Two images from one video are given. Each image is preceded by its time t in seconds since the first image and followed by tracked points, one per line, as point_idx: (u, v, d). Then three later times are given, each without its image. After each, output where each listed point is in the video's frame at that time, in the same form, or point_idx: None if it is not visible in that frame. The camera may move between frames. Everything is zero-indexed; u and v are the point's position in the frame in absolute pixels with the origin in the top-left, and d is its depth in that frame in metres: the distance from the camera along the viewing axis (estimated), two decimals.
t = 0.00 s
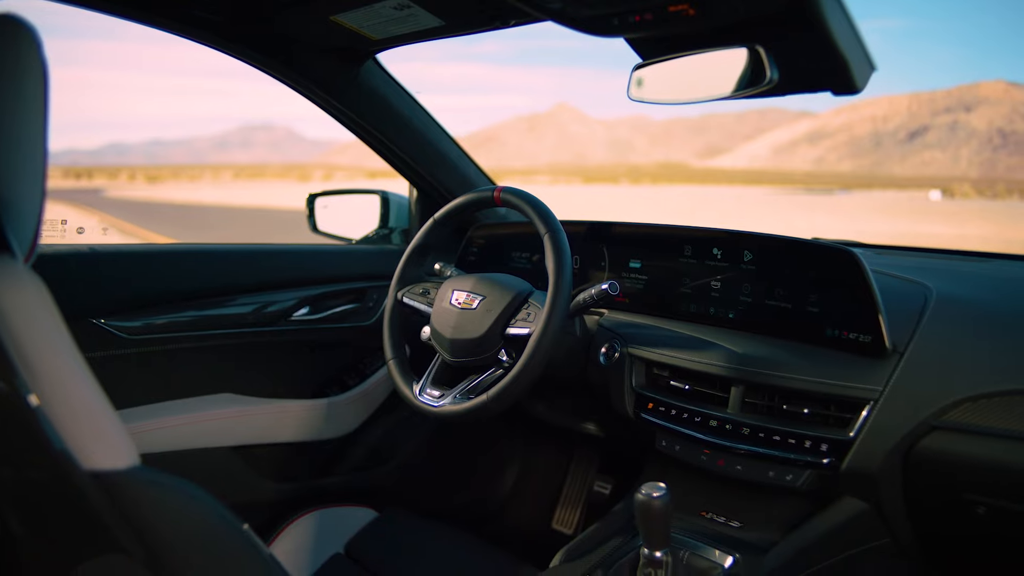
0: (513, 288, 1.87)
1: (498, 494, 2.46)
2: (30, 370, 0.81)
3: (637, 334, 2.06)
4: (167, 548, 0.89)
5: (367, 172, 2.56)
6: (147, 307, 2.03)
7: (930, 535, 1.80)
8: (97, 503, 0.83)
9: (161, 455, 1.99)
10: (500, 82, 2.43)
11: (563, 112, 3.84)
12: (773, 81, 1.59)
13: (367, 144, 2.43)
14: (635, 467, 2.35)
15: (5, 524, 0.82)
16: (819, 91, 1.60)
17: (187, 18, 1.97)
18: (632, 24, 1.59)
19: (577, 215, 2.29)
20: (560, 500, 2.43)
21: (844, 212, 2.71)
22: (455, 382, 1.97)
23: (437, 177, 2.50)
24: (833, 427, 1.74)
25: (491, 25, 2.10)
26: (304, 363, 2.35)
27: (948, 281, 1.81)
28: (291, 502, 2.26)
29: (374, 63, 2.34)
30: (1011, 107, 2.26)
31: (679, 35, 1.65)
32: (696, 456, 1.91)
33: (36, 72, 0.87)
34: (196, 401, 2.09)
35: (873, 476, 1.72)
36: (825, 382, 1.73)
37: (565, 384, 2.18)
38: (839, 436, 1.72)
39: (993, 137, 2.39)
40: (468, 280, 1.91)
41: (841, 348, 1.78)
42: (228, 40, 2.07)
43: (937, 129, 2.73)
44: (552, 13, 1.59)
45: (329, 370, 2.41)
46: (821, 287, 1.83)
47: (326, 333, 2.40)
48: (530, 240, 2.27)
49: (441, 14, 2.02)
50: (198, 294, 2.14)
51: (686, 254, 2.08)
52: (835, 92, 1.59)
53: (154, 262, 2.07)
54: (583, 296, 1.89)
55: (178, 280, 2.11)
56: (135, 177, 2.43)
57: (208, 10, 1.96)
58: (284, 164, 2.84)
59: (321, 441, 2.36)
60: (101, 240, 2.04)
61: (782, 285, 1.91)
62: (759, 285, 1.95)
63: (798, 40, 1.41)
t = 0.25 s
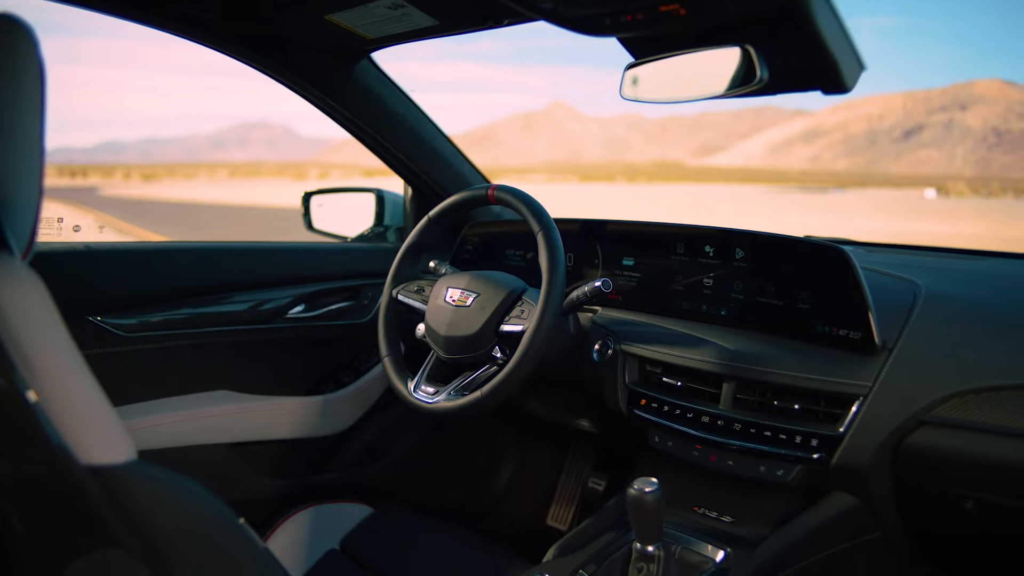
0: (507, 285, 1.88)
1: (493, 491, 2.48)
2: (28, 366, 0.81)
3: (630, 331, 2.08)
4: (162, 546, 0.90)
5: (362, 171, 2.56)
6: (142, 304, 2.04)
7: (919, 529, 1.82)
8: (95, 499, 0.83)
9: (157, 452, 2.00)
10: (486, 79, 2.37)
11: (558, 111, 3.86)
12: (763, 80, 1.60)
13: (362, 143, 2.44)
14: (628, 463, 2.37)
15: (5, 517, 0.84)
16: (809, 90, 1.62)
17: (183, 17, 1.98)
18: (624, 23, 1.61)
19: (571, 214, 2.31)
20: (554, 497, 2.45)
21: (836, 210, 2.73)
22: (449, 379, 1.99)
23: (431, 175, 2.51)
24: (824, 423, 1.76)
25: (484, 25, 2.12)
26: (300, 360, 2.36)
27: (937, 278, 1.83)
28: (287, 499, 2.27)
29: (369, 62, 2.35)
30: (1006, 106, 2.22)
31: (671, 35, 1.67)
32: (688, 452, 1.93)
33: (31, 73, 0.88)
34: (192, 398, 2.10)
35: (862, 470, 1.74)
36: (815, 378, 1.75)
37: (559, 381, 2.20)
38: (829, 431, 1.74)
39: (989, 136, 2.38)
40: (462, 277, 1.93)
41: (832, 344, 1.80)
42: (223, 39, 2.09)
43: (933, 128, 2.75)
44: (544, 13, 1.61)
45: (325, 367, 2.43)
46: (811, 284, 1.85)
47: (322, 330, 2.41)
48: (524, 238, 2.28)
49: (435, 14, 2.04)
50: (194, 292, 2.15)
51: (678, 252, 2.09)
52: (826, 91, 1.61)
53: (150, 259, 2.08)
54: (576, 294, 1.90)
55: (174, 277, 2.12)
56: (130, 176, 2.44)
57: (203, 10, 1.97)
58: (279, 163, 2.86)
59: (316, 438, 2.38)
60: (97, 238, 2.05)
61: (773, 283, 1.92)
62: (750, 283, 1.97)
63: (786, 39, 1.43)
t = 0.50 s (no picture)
0: (500, 283, 1.90)
1: (488, 487, 2.48)
2: (24, 361, 0.82)
3: (623, 328, 2.09)
4: (161, 539, 0.90)
5: (358, 169, 2.56)
6: (138, 302, 2.06)
7: (908, 523, 1.84)
8: (91, 490, 0.83)
9: (152, 448, 2.02)
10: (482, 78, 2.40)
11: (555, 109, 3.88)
12: (752, 80, 1.61)
13: (356, 141, 2.45)
14: (621, 460, 2.39)
15: (5, 517, 0.85)
16: (799, 89, 1.64)
17: (179, 16, 2.00)
18: (615, 23, 1.63)
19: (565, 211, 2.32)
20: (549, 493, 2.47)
21: (830, 208, 2.75)
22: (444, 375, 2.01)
23: (426, 173, 2.52)
24: (813, 419, 1.78)
25: (478, 24, 2.13)
26: (295, 358, 2.37)
27: (926, 275, 1.87)
28: (282, 495, 2.28)
29: (363, 61, 2.36)
30: (1001, 105, 2.34)
31: (662, 34, 1.69)
32: (680, 448, 1.95)
33: (25, 73, 0.89)
34: (187, 395, 2.11)
35: (852, 465, 1.76)
36: (805, 374, 1.77)
37: (552, 378, 2.21)
38: (819, 427, 1.76)
39: (982, 134, 2.46)
40: (456, 275, 1.94)
41: (822, 341, 1.82)
42: (218, 37, 2.10)
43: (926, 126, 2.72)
44: (537, 13, 1.62)
45: (320, 365, 2.44)
46: (801, 282, 1.87)
47: (317, 327, 2.42)
48: (518, 236, 2.30)
49: (429, 13, 2.05)
50: (189, 289, 2.17)
51: (671, 249, 2.10)
52: (815, 89, 1.62)
53: (145, 257, 2.10)
54: (569, 291, 1.92)
55: (169, 275, 2.13)
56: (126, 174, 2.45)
57: (198, 9, 1.98)
58: (275, 161, 2.87)
59: (312, 435, 2.39)
60: (93, 236, 2.07)
61: (764, 280, 1.94)
62: (742, 280, 1.98)
63: (775, 38, 1.45)
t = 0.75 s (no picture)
0: (494, 280, 1.91)
1: (483, 482, 2.50)
2: (22, 355, 0.81)
3: (616, 324, 2.11)
4: (159, 535, 0.88)
5: (353, 167, 2.58)
6: (134, 299, 2.07)
7: (898, 517, 1.87)
8: (88, 484, 0.82)
9: (148, 444, 2.03)
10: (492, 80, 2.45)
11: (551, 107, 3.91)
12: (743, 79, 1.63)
13: (351, 139, 2.46)
14: (615, 456, 2.41)
15: (4, 512, 0.86)
16: (790, 87, 1.65)
17: (174, 15, 2.01)
18: (607, 22, 1.65)
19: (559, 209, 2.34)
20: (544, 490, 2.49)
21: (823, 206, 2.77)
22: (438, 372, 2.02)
23: (420, 171, 2.54)
24: (804, 414, 1.80)
25: (472, 23, 2.15)
26: (291, 355, 2.39)
27: (916, 272, 1.89)
28: (278, 491, 2.30)
29: (358, 59, 2.37)
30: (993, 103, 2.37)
31: (653, 33, 1.70)
32: (672, 443, 1.97)
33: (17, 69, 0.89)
34: (182, 392, 2.12)
35: (842, 459, 1.78)
36: (796, 370, 1.79)
37: (545, 375, 2.23)
38: (809, 422, 1.78)
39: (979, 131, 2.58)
40: (451, 272, 1.96)
41: (813, 337, 1.84)
42: (213, 36, 2.11)
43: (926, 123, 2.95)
44: (530, 12, 1.64)
45: (315, 362, 2.45)
46: (792, 278, 1.89)
47: (313, 325, 2.43)
48: (512, 233, 2.31)
49: (423, 12, 2.06)
50: (185, 287, 2.18)
51: (663, 247, 2.12)
52: (806, 88, 1.64)
53: (141, 255, 2.11)
54: (563, 287, 1.93)
55: (165, 273, 2.14)
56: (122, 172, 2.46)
57: (194, 8, 2.00)
58: (271, 159, 2.88)
59: (307, 431, 2.41)
60: (89, 234, 2.08)
61: (755, 277, 1.96)
62: (733, 277, 2.00)
63: (764, 37, 1.47)
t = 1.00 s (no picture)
0: (488, 276, 1.93)
1: (477, 479, 2.53)
2: (20, 352, 0.81)
3: (609, 321, 2.13)
4: (157, 531, 0.86)
5: (349, 165, 2.59)
6: (129, 296, 2.08)
7: (886, 511, 1.89)
8: (86, 478, 0.81)
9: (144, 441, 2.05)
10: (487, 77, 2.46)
11: (547, 105, 3.93)
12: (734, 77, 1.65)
13: (346, 136, 2.47)
14: (608, 452, 2.42)
15: (4, 508, 0.86)
16: (780, 86, 1.67)
17: (169, 13, 2.03)
18: (600, 21, 1.66)
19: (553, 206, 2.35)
20: (537, 486, 2.50)
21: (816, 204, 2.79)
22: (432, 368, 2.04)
23: (415, 169, 2.55)
24: (794, 409, 1.82)
25: (466, 22, 2.16)
26: (286, 351, 2.40)
27: (907, 269, 1.91)
28: (273, 487, 2.31)
29: (352, 57, 2.38)
30: (989, 102, 2.38)
31: (645, 32, 1.72)
32: (665, 438, 1.99)
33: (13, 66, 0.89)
34: (178, 388, 2.14)
35: (832, 454, 1.80)
36: (787, 366, 1.81)
37: (539, 371, 2.24)
38: (799, 417, 1.80)
39: (972, 131, 2.60)
40: (445, 269, 1.97)
41: (804, 333, 1.86)
42: (208, 34, 2.12)
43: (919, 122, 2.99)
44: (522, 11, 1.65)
45: (310, 358, 2.46)
46: (783, 275, 1.90)
47: (308, 322, 2.44)
48: (506, 231, 2.33)
49: (417, 11, 2.08)
50: (181, 284, 2.19)
51: (656, 244, 2.14)
52: (796, 86, 1.66)
53: (136, 252, 2.12)
54: (556, 284, 1.95)
55: (160, 270, 2.15)
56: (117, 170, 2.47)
57: (189, 6, 2.01)
58: (266, 157, 2.89)
59: (302, 427, 2.42)
60: (85, 231, 2.09)
61: (747, 273, 1.98)
62: (725, 274, 2.02)
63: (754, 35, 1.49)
